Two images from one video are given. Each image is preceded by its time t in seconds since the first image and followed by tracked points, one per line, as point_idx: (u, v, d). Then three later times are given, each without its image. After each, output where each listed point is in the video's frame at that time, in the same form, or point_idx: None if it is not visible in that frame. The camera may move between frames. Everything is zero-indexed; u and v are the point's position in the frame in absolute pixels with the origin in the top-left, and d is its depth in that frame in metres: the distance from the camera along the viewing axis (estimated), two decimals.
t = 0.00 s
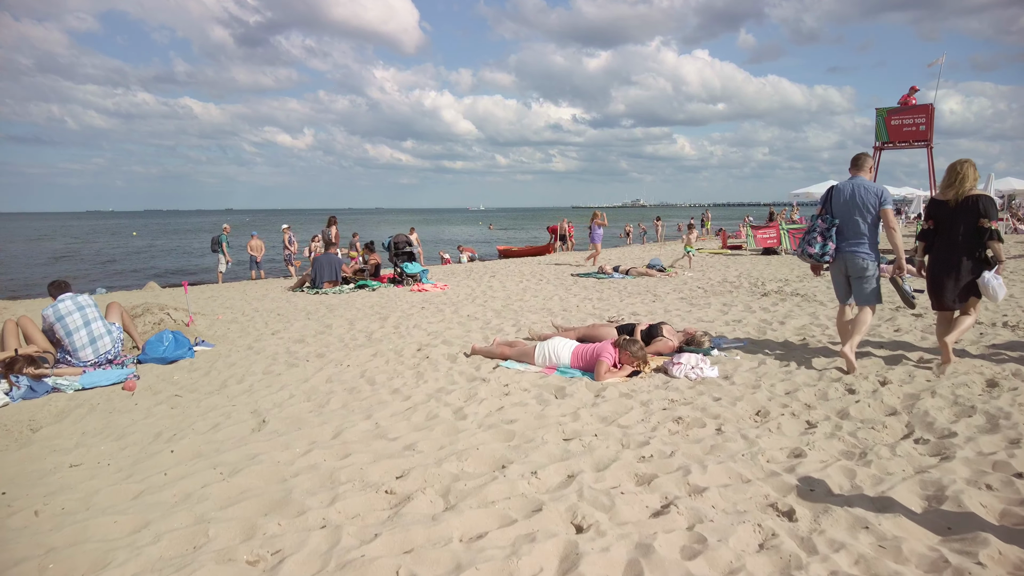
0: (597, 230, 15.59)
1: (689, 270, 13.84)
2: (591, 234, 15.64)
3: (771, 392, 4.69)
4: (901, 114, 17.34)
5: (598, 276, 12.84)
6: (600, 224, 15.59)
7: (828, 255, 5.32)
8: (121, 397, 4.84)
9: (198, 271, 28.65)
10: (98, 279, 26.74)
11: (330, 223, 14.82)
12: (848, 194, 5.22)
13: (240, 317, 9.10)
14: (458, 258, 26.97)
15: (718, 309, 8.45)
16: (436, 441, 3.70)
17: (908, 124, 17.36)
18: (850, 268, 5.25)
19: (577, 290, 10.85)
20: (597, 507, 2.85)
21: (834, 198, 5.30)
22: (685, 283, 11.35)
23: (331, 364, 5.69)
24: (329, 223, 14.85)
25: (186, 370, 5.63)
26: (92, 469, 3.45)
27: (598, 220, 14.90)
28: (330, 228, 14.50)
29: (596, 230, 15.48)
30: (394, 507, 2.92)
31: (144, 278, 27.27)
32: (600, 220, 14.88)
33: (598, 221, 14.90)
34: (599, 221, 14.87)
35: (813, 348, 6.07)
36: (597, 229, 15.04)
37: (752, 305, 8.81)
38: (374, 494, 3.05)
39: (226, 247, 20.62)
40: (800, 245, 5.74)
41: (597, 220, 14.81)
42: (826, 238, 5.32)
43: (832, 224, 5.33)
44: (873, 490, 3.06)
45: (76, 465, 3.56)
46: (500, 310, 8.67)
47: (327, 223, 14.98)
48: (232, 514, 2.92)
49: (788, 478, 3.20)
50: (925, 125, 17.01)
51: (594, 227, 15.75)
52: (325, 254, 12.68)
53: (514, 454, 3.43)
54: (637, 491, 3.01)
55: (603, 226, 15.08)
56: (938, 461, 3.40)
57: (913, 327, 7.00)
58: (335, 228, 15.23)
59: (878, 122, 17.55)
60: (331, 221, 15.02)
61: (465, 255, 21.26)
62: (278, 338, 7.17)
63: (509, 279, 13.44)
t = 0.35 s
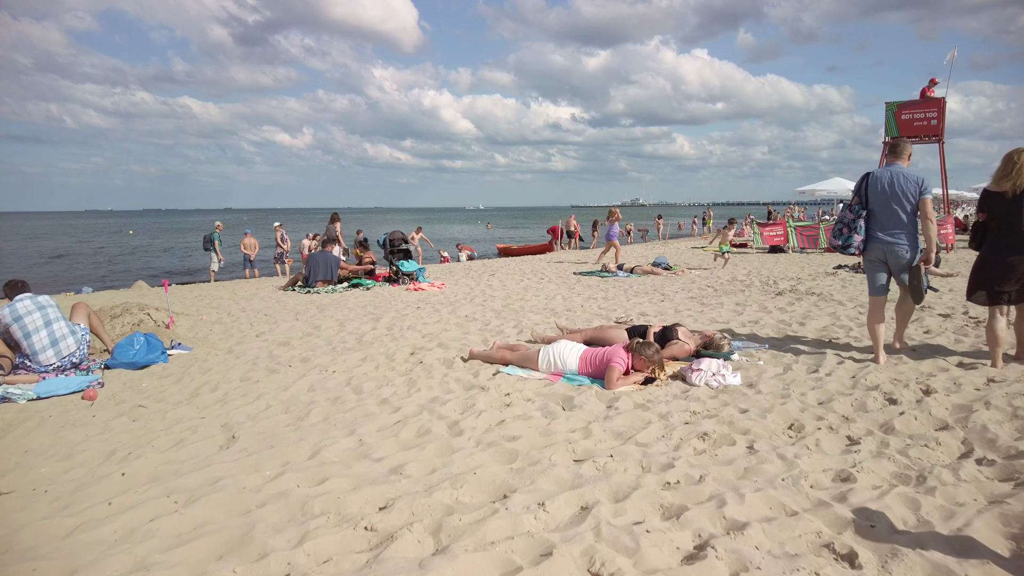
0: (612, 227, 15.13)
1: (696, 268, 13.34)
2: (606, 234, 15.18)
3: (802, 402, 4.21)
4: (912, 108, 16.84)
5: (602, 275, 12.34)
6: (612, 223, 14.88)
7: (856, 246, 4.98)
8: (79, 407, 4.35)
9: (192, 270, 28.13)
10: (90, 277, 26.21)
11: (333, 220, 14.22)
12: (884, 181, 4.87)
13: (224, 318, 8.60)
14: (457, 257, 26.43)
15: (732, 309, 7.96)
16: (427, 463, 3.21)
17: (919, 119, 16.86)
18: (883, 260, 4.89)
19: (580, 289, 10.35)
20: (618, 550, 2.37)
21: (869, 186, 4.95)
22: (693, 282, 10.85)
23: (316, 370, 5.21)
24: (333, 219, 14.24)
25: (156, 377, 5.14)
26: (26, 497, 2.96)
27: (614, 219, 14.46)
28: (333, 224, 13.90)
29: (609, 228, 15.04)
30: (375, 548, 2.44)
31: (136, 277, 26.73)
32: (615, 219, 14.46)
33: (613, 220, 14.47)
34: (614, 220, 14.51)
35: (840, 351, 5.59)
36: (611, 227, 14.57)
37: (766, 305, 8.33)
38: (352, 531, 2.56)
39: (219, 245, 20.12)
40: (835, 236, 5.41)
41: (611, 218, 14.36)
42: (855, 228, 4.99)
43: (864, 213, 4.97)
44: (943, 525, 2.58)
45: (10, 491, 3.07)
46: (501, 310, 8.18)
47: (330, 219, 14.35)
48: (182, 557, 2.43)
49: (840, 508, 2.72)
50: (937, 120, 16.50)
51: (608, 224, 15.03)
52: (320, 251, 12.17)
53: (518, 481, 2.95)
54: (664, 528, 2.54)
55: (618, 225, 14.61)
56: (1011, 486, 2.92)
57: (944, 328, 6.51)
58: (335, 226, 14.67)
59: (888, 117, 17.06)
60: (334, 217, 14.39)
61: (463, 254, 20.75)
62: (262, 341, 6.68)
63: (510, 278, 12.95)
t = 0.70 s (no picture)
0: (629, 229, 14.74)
1: (702, 272, 12.94)
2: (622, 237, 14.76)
3: (835, 430, 3.79)
4: (922, 108, 16.46)
5: (605, 280, 11.93)
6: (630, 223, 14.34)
7: (897, 250, 4.90)
8: (34, 435, 3.93)
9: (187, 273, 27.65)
10: (83, 280, 25.77)
11: (334, 224, 13.75)
12: (928, 188, 4.86)
13: (210, 328, 8.17)
14: (457, 259, 25.99)
15: (744, 319, 7.54)
16: (417, 511, 2.80)
17: (929, 118, 16.47)
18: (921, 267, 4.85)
19: (584, 295, 9.93)
20: None
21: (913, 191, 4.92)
22: (700, 287, 10.44)
23: (299, 391, 4.79)
24: (333, 223, 13.79)
25: (125, 397, 4.71)
26: None
27: (631, 219, 14.06)
28: (335, 228, 13.41)
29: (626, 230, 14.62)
30: None
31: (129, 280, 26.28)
32: (633, 220, 14.03)
33: (631, 221, 14.06)
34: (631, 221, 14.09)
35: (868, 366, 5.16)
36: (627, 228, 14.14)
37: (779, 314, 7.91)
38: None
39: (215, 248, 19.70)
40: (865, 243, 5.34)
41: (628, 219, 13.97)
42: (896, 233, 4.90)
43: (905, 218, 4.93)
44: None
45: None
46: (501, 319, 7.76)
47: (330, 222, 13.91)
48: None
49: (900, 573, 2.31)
50: (948, 119, 16.11)
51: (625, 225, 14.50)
52: (322, 257, 11.67)
53: (520, 537, 2.53)
54: None
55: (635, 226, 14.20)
56: None
57: (974, 340, 6.08)
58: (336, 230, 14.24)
59: (897, 116, 16.68)
60: (334, 221, 13.94)
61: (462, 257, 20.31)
62: (246, 355, 6.25)
63: (510, 283, 12.53)
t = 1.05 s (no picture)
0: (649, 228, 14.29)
1: (710, 271, 12.47)
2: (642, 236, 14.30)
3: (887, 451, 3.32)
4: (935, 101, 15.98)
5: (611, 279, 11.45)
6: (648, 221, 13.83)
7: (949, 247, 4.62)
8: None
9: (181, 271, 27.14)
10: (75, 278, 25.25)
11: (335, 220, 13.21)
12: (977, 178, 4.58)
13: (194, 330, 7.69)
14: (456, 258, 25.54)
15: (762, 321, 7.06)
16: (405, 561, 2.32)
17: (944, 112, 15.98)
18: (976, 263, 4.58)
19: (590, 295, 9.45)
20: None
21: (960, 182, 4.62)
22: (711, 287, 9.97)
23: (280, 403, 4.31)
24: (334, 219, 13.26)
25: (86, 409, 4.23)
26: None
27: (648, 216, 13.62)
28: (336, 224, 12.90)
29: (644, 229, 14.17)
30: None
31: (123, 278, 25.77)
32: (652, 217, 13.55)
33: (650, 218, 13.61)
34: (649, 220, 13.64)
35: (909, 373, 4.68)
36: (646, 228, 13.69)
37: (799, 316, 7.43)
38: None
39: (212, 246, 19.24)
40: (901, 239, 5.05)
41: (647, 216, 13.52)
42: (948, 228, 4.62)
43: (955, 211, 4.64)
44: None
45: None
46: (503, 321, 7.28)
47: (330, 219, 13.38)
48: None
49: None
50: (963, 113, 15.62)
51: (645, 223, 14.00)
52: (318, 256, 11.18)
53: None
54: None
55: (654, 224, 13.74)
56: None
57: (1017, 344, 5.60)
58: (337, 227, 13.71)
59: (910, 110, 16.20)
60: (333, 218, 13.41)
61: (462, 254, 19.85)
62: (227, 361, 5.77)
63: (512, 282, 12.05)
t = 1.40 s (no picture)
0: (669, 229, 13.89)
1: (719, 274, 12.06)
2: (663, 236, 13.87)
3: (953, 487, 2.90)
4: (947, 99, 15.59)
5: (617, 283, 11.04)
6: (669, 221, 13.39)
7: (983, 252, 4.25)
8: None
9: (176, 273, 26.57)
10: (68, 280, 24.77)
11: (340, 222, 12.78)
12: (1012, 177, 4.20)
13: (180, 338, 7.26)
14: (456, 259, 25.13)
15: (782, 330, 6.65)
16: None
17: (956, 110, 15.59)
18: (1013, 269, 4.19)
19: (597, 300, 9.04)
20: None
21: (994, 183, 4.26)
22: (721, 292, 9.56)
23: (264, 426, 3.90)
24: (339, 221, 12.83)
25: (49, 434, 3.81)
26: None
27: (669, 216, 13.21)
28: (341, 226, 12.44)
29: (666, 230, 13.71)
30: None
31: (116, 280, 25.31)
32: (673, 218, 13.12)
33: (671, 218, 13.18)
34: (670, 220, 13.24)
35: (955, 390, 4.26)
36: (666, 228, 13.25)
37: (820, 324, 7.01)
38: None
39: (214, 247, 18.83)
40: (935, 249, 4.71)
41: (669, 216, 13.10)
42: (981, 230, 4.26)
43: (989, 214, 4.26)
44: None
45: None
46: (506, 330, 6.86)
47: (336, 220, 12.96)
48: None
49: None
50: (976, 111, 15.23)
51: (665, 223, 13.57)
52: (312, 259, 10.76)
53: None
54: None
55: (675, 225, 13.30)
56: None
57: None
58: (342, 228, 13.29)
59: (921, 109, 15.81)
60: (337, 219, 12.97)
61: (462, 256, 19.42)
62: (211, 374, 5.36)
63: (514, 286, 11.63)
